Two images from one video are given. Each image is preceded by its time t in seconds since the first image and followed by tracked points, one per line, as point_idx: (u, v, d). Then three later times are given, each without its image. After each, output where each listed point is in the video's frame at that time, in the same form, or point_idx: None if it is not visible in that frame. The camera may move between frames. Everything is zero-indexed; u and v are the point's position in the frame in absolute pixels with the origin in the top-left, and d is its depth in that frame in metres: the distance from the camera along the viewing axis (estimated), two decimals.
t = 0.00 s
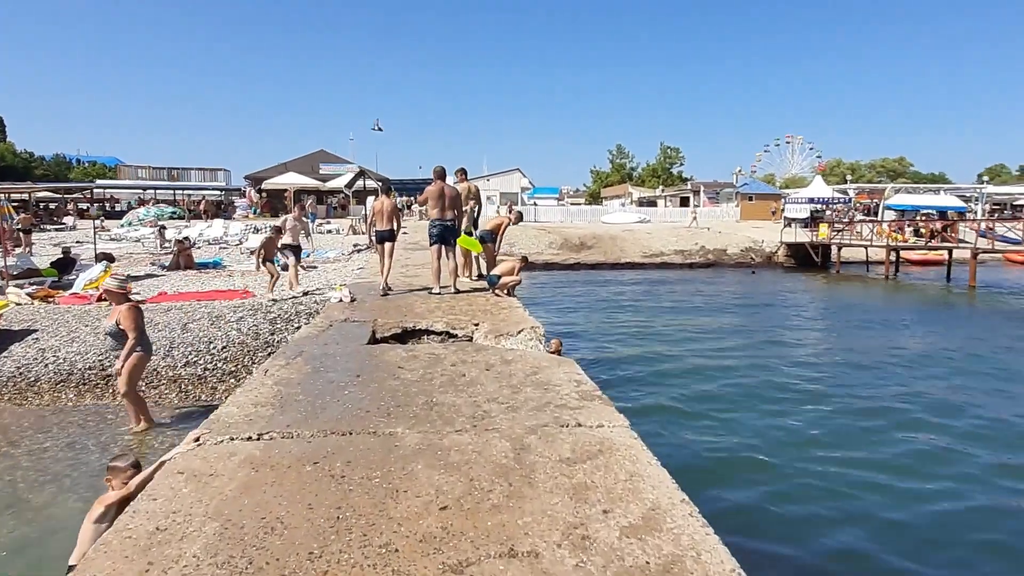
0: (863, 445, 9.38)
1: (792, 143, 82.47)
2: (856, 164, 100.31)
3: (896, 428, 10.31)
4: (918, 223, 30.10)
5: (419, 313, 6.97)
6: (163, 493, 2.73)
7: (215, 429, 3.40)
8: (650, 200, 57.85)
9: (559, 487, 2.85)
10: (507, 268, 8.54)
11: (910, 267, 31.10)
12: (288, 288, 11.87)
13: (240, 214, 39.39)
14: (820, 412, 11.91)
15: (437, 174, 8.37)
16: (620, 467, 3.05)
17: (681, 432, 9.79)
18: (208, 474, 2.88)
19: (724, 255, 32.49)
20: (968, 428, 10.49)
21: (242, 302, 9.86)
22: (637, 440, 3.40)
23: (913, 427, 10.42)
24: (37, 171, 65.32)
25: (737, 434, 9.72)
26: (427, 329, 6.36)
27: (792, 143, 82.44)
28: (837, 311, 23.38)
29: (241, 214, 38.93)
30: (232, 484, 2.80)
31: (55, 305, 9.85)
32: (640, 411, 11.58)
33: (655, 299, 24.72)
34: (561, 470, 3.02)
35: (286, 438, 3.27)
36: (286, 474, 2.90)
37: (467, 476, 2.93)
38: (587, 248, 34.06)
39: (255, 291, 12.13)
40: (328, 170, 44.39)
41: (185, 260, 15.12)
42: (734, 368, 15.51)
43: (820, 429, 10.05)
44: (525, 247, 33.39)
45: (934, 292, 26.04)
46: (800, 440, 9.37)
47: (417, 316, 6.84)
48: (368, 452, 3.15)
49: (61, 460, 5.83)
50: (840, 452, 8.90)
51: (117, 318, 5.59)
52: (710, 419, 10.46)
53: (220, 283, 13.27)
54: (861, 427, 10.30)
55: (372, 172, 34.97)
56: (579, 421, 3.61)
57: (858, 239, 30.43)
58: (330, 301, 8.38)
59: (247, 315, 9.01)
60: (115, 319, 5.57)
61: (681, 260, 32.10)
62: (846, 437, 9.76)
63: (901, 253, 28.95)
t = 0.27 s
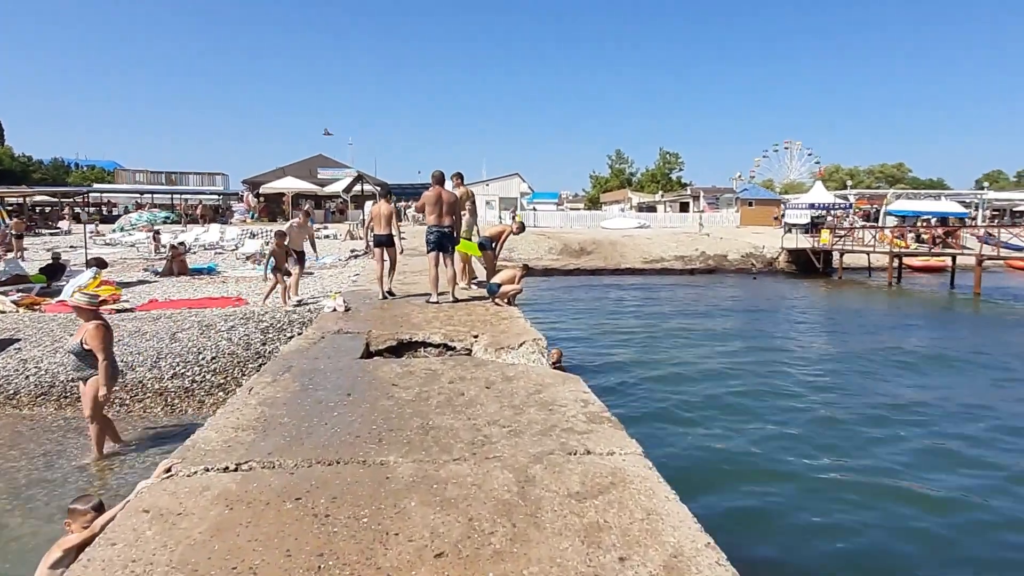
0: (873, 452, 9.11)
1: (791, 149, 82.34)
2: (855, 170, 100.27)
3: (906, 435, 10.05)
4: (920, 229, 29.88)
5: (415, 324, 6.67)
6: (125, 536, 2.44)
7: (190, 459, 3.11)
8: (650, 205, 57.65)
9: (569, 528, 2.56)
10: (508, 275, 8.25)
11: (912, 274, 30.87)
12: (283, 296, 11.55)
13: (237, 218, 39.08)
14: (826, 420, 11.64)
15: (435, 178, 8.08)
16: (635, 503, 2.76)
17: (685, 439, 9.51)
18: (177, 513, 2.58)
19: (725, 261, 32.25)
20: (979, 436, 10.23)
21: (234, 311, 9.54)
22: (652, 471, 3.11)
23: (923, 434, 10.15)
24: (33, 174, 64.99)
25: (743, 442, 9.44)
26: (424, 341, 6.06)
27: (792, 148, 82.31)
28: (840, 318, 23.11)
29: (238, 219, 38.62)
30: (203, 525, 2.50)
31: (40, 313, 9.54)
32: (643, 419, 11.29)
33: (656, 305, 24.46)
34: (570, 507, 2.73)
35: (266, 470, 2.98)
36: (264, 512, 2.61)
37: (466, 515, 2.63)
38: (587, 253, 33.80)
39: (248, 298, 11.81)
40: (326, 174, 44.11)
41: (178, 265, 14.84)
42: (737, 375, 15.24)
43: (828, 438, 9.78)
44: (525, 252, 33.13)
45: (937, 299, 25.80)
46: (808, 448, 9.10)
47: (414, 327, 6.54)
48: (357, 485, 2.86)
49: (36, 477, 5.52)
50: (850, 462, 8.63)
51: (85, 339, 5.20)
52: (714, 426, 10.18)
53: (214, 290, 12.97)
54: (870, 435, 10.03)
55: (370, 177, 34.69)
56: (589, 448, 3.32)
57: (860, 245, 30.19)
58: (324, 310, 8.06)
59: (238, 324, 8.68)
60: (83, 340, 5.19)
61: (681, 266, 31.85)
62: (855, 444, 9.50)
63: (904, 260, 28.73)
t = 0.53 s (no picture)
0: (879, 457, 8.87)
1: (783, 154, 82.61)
2: (847, 175, 100.79)
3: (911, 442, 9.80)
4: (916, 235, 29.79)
5: (408, 335, 6.37)
6: None
7: (155, 491, 2.81)
8: (644, 211, 57.56)
9: (581, 572, 2.27)
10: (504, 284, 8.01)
11: (908, 279, 30.77)
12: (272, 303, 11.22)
13: (229, 223, 38.70)
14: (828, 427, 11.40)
15: (429, 182, 7.80)
16: (652, 541, 2.48)
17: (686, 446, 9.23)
18: (135, 557, 2.29)
19: (720, 267, 32.06)
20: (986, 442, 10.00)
21: (219, 319, 9.21)
22: (668, 502, 2.83)
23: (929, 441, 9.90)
24: (23, 179, 64.39)
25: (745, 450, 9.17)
26: (417, 352, 5.77)
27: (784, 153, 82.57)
28: (838, 324, 22.94)
29: (230, 224, 38.26)
30: (162, 572, 2.20)
31: (18, 321, 9.20)
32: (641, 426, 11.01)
33: (652, 311, 24.22)
34: (580, 545, 2.45)
35: (239, 504, 2.69)
36: (235, 555, 2.31)
37: (462, 557, 2.34)
38: (581, 259, 33.59)
39: (235, 305, 11.48)
40: (319, 179, 43.82)
41: (165, 271, 14.51)
42: (736, 381, 14.99)
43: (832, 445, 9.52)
44: (519, 258, 32.89)
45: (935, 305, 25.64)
46: (811, 454, 8.84)
47: (405, 337, 6.24)
48: (341, 522, 2.56)
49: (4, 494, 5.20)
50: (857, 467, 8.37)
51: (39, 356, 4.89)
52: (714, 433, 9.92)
53: (201, 297, 12.64)
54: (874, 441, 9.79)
55: (363, 182, 34.41)
56: (596, 474, 3.04)
57: (857, 251, 30.07)
58: (313, 318, 7.75)
59: (224, 333, 8.37)
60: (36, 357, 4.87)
61: (677, 272, 31.68)
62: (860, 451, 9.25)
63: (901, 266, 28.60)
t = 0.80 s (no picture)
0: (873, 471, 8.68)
1: (768, 158, 82.96)
2: (830, 180, 101.62)
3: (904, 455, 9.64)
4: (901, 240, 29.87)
5: (390, 348, 6.05)
6: None
7: (98, 539, 2.49)
8: (629, 215, 57.56)
9: None
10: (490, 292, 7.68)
11: (893, 284, 30.87)
12: (250, 312, 10.84)
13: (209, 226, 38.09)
14: (819, 434, 11.21)
15: (413, 187, 7.48)
16: None
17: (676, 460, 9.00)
18: None
19: (706, 272, 32.00)
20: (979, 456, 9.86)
21: (193, 329, 8.84)
22: (674, 546, 2.54)
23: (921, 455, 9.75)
24: None
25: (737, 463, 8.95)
26: (398, 367, 5.45)
27: (768, 158, 82.94)
28: (825, 329, 22.88)
29: (210, 227, 37.66)
30: None
31: None
32: (630, 433, 10.76)
33: (638, 316, 24.04)
34: None
35: (193, 557, 2.37)
36: None
37: None
38: (567, 263, 33.40)
39: (211, 312, 11.08)
40: (302, 182, 43.31)
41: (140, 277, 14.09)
42: (724, 387, 14.79)
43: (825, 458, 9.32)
44: (505, 263, 32.63)
45: (920, 310, 25.70)
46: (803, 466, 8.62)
47: (387, 351, 5.93)
48: None
49: None
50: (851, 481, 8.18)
51: None
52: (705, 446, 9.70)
53: (176, 304, 12.24)
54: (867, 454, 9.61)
55: (347, 186, 33.98)
56: (595, 514, 2.75)
57: (842, 256, 30.10)
58: (290, 329, 7.39)
59: (198, 345, 8.01)
60: None
61: (663, 276, 31.57)
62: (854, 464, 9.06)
63: (886, 271, 28.67)
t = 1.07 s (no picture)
0: (876, 484, 8.48)
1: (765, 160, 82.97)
2: (826, 183, 101.73)
3: (906, 463, 9.44)
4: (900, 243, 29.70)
5: (383, 354, 5.80)
6: None
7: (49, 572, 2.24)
8: (626, 216, 57.41)
9: None
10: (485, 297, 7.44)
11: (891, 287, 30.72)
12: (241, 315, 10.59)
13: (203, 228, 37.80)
14: (821, 437, 11.01)
15: (408, 188, 7.23)
16: None
17: (675, 471, 8.76)
18: None
19: (703, 274, 31.84)
20: (983, 463, 9.68)
21: (180, 333, 8.58)
22: None
23: (924, 461, 9.55)
24: None
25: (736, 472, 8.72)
26: (391, 375, 5.22)
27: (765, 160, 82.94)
28: (823, 333, 22.70)
29: (204, 228, 37.37)
30: None
31: None
32: (627, 438, 10.53)
33: (635, 319, 23.84)
34: None
35: None
36: None
37: None
38: (564, 265, 33.19)
39: (199, 315, 10.82)
40: (297, 183, 43.03)
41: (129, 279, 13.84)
42: (722, 390, 14.60)
43: (826, 466, 9.11)
44: (501, 265, 32.41)
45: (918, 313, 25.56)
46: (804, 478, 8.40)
47: (379, 357, 5.69)
48: None
49: None
50: (854, 497, 7.95)
51: None
52: (704, 455, 9.46)
53: (165, 307, 11.97)
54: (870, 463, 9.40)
55: (341, 187, 33.72)
56: (601, 543, 2.50)
57: (841, 259, 29.92)
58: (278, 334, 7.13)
59: (184, 350, 7.76)
60: None
61: (660, 279, 31.39)
62: (857, 473, 8.84)
63: (884, 275, 28.55)
